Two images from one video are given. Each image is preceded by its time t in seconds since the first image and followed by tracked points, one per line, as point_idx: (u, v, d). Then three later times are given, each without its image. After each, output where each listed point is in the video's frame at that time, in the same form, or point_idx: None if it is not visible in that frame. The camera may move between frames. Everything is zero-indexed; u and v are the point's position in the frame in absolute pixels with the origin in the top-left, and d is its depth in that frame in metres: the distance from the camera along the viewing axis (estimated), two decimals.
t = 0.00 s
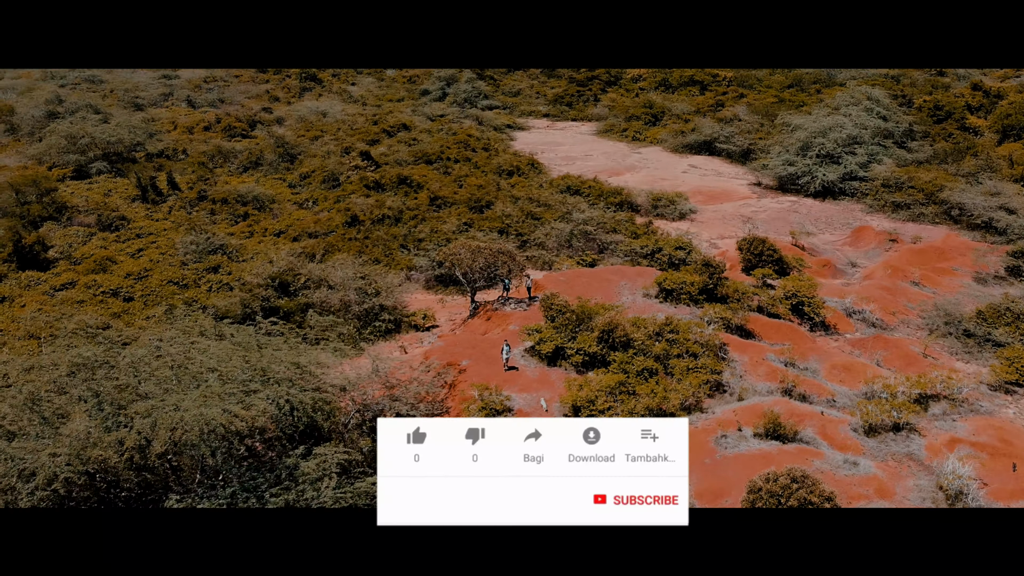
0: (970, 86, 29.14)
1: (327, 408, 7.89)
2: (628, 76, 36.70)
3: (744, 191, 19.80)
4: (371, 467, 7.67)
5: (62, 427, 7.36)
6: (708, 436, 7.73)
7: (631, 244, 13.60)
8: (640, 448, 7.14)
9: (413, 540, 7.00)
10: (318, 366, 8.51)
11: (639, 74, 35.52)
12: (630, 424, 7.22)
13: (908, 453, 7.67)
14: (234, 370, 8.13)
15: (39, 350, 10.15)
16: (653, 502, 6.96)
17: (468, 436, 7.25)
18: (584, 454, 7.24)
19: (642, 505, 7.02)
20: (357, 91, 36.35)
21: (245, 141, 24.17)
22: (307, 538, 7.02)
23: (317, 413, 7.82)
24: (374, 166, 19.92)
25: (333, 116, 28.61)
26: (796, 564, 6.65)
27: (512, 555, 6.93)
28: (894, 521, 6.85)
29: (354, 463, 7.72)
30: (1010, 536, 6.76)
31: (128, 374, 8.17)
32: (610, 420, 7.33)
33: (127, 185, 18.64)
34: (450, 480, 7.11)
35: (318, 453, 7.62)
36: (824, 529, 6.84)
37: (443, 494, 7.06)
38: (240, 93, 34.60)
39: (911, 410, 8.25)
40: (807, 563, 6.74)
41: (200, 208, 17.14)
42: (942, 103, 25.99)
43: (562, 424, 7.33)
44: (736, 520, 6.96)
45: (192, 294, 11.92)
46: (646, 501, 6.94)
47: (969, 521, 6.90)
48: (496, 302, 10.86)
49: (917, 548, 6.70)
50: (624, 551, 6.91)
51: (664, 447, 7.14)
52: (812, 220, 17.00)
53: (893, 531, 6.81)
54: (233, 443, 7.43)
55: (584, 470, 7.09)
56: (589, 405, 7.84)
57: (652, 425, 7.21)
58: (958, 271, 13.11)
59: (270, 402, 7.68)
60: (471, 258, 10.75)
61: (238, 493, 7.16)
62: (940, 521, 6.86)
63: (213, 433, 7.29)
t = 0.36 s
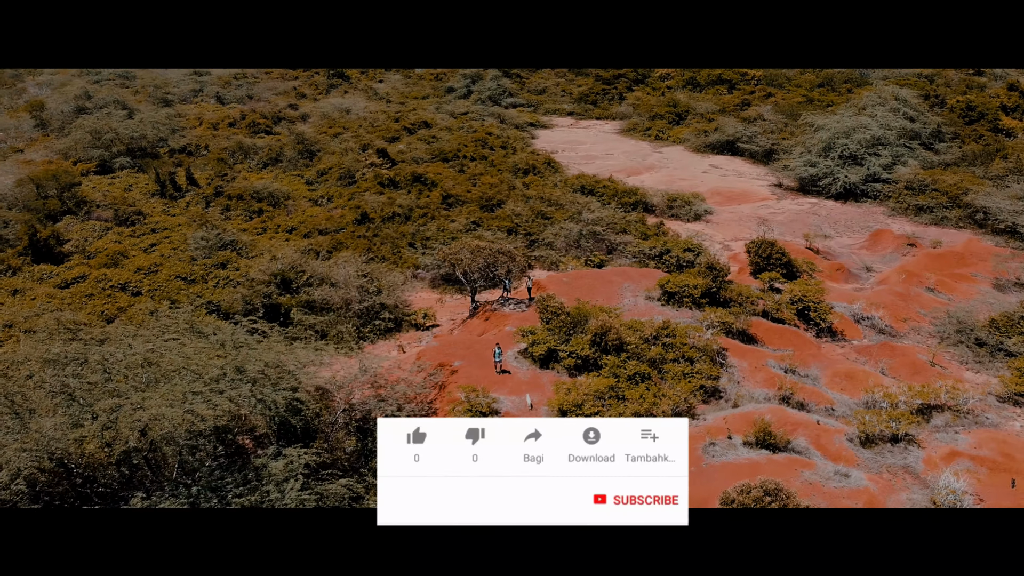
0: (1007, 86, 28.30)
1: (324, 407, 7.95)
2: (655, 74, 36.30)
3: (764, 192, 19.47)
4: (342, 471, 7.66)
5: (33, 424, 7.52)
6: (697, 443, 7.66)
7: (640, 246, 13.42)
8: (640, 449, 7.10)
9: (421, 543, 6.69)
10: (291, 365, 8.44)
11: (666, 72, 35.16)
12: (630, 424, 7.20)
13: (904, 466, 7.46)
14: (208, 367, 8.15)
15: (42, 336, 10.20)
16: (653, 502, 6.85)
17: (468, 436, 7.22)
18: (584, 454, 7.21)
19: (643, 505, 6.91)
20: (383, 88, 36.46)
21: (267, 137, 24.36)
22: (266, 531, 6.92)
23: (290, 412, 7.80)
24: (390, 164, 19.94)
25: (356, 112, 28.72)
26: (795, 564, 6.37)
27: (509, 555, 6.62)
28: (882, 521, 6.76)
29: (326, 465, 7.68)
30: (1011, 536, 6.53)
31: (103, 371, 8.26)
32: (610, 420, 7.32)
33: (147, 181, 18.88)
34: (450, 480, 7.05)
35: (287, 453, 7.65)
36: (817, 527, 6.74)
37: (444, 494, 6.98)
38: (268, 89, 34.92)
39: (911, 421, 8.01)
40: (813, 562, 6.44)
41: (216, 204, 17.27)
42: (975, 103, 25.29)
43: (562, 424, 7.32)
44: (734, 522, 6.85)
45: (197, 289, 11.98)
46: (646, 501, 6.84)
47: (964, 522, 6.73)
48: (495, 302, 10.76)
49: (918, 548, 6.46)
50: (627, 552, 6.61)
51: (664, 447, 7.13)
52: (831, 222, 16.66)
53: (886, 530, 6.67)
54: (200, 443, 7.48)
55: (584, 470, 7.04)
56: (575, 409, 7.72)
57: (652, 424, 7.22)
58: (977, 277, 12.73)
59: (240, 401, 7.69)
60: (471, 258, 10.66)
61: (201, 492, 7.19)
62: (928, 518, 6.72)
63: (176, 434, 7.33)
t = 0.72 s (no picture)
0: None
1: (329, 400, 8.00)
2: (681, 73, 35.88)
3: (783, 193, 19.15)
4: (317, 471, 7.58)
5: (5, 421, 7.37)
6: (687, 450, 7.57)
7: (648, 247, 13.26)
8: (640, 448, 7.02)
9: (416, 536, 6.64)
10: (286, 365, 8.53)
11: (693, 71, 34.75)
12: (630, 424, 7.12)
13: (900, 478, 7.24)
14: (186, 364, 8.06)
15: (48, 331, 10.39)
16: (653, 502, 6.73)
17: (468, 436, 7.14)
18: (584, 454, 7.13)
19: (642, 505, 6.80)
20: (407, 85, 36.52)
21: (287, 134, 24.51)
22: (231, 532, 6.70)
23: (270, 410, 7.74)
24: (406, 162, 19.95)
25: (377, 110, 28.80)
26: (795, 565, 6.23)
27: (509, 555, 6.48)
28: (885, 521, 6.64)
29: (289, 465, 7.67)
30: (1011, 537, 6.44)
31: (81, 369, 8.17)
32: (610, 420, 7.23)
33: (165, 177, 19.08)
34: (449, 480, 6.95)
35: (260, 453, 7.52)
36: (819, 529, 6.60)
37: (443, 494, 6.87)
38: (293, 85, 35.19)
39: (906, 429, 7.78)
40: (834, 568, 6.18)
41: (231, 200, 17.37)
42: (1008, 104, 24.59)
43: (562, 425, 7.25)
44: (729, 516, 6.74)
45: (203, 285, 12.01)
46: (646, 501, 6.72)
47: (965, 523, 6.63)
48: (494, 303, 10.67)
49: (916, 546, 6.38)
50: (624, 550, 6.52)
51: (664, 447, 7.06)
52: (849, 225, 16.32)
53: (888, 531, 6.53)
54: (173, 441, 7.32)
55: (584, 469, 6.95)
56: (563, 413, 7.63)
57: (652, 424, 7.13)
58: (995, 284, 12.36)
59: (214, 396, 7.54)
60: (471, 259, 10.53)
61: (168, 492, 6.99)
62: (926, 517, 6.64)
63: (146, 434, 7.17)
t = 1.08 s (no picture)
0: None
1: (319, 404, 7.95)
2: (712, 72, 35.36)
3: (806, 195, 18.76)
4: (297, 472, 7.52)
5: None
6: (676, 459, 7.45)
7: (658, 250, 13.05)
8: (640, 448, 7.01)
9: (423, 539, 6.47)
10: (274, 362, 8.36)
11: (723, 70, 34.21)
12: (630, 424, 7.15)
13: (895, 493, 7.01)
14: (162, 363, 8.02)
15: (57, 323, 10.53)
16: (652, 501, 6.67)
17: (468, 435, 7.16)
18: (584, 454, 7.13)
19: (642, 505, 6.74)
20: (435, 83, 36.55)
21: (310, 131, 24.64)
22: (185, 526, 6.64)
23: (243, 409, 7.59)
24: (424, 160, 19.91)
25: (402, 108, 28.84)
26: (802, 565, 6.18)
27: (508, 556, 6.36)
28: (886, 522, 6.62)
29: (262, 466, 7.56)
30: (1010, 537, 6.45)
31: (58, 369, 8.20)
32: (610, 421, 7.27)
33: (186, 173, 19.29)
34: (446, 480, 6.90)
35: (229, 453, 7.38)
36: (821, 529, 6.57)
37: (440, 493, 6.81)
38: (323, 82, 35.44)
39: (902, 441, 7.53)
40: None
41: (248, 196, 17.49)
42: None
43: (562, 425, 7.27)
44: (730, 516, 6.69)
45: (210, 281, 12.08)
46: (646, 500, 6.67)
47: (967, 522, 6.60)
48: (495, 304, 10.56)
49: (917, 547, 6.34)
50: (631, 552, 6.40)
51: (664, 446, 7.03)
52: (871, 229, 15.92)
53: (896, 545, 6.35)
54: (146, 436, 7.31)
55: (584, 468, 6.93)
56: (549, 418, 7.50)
57: (652, 424, 7.16)
58: (1017, 293, 11.93)
59: (183, 393, 7.46)
60: (471, 258, 10.47)
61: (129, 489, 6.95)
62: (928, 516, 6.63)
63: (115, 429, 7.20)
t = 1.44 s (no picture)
0: None
1: (309, 401, 7.85)
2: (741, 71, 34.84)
3: (827, 198, 18.38)
4: (281, 471, 7.57)
5: None
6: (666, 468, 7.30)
7: (668, 251, 12.85)
8: (640, 449, 6.89)
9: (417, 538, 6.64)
10: (264, 360, 8.24)
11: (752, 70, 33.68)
12: (632, 424, 6.97)
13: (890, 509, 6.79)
14: (139, 361, 7.90)
15: (64, 319, 10.66)
16: (653, 501, 6.62)
17: (467, 435, 7.02)
18: (584, 454, 6.96)
19: (643, 505, 6.68)
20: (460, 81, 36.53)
21: (332, 128, 24.75)
22: (155, 522, 6.40)
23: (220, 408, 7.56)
24: (441, 159, 19.89)
25: (425, 106, 28.84)
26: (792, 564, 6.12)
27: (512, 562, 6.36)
28: (884, 522, 6.51)
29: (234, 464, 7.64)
30: (1012, 535, 6.23)
31: (34, 368, 8.09)
32: (610, 420, 7.02)
33: (206, 169, 19.45)
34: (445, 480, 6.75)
35: (203, 453, 7.39)
36: (815, 530, 6.49)
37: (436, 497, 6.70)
38: (349, 79, 35.61)
39: (896, 455, 7.33)
40: None
41: (264, 192, 17.59)
42: None
43: (562, 425, 7.14)
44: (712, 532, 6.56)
45: (216, 277, 12.13)
46: (645, 501, 6.60)
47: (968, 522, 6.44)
48: (495, 305, 10.46)
49: (913, 548, 6.22)
50: (628, 553, 6.50)
51: (664, 447, 7.02)
52: (893, 234, 15.54)
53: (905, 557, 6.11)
54: (124, 436, 7.28)
55: (583, 469, 6.79)
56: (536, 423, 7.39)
57: (652, 424, 7.06)
58: None
59: (159, 393, 7.46)
60: (471, 258, 10.41)
61: (98, 488, 7.02)
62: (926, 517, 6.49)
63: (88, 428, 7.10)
